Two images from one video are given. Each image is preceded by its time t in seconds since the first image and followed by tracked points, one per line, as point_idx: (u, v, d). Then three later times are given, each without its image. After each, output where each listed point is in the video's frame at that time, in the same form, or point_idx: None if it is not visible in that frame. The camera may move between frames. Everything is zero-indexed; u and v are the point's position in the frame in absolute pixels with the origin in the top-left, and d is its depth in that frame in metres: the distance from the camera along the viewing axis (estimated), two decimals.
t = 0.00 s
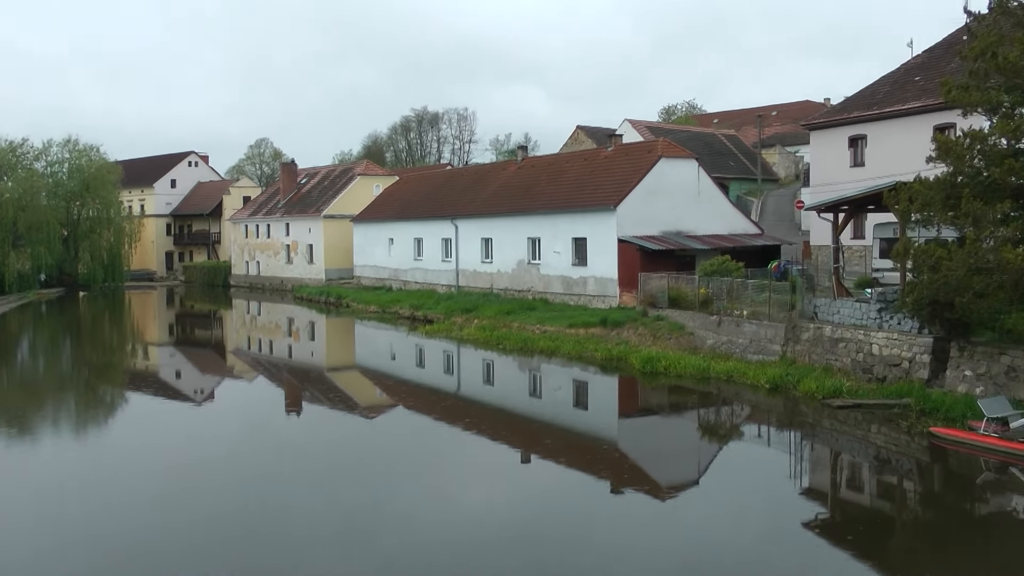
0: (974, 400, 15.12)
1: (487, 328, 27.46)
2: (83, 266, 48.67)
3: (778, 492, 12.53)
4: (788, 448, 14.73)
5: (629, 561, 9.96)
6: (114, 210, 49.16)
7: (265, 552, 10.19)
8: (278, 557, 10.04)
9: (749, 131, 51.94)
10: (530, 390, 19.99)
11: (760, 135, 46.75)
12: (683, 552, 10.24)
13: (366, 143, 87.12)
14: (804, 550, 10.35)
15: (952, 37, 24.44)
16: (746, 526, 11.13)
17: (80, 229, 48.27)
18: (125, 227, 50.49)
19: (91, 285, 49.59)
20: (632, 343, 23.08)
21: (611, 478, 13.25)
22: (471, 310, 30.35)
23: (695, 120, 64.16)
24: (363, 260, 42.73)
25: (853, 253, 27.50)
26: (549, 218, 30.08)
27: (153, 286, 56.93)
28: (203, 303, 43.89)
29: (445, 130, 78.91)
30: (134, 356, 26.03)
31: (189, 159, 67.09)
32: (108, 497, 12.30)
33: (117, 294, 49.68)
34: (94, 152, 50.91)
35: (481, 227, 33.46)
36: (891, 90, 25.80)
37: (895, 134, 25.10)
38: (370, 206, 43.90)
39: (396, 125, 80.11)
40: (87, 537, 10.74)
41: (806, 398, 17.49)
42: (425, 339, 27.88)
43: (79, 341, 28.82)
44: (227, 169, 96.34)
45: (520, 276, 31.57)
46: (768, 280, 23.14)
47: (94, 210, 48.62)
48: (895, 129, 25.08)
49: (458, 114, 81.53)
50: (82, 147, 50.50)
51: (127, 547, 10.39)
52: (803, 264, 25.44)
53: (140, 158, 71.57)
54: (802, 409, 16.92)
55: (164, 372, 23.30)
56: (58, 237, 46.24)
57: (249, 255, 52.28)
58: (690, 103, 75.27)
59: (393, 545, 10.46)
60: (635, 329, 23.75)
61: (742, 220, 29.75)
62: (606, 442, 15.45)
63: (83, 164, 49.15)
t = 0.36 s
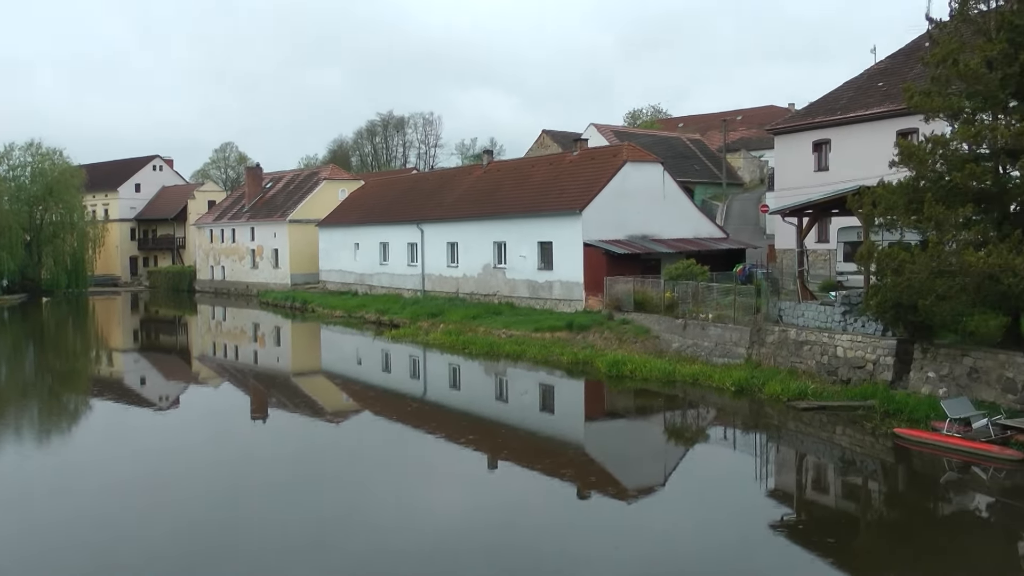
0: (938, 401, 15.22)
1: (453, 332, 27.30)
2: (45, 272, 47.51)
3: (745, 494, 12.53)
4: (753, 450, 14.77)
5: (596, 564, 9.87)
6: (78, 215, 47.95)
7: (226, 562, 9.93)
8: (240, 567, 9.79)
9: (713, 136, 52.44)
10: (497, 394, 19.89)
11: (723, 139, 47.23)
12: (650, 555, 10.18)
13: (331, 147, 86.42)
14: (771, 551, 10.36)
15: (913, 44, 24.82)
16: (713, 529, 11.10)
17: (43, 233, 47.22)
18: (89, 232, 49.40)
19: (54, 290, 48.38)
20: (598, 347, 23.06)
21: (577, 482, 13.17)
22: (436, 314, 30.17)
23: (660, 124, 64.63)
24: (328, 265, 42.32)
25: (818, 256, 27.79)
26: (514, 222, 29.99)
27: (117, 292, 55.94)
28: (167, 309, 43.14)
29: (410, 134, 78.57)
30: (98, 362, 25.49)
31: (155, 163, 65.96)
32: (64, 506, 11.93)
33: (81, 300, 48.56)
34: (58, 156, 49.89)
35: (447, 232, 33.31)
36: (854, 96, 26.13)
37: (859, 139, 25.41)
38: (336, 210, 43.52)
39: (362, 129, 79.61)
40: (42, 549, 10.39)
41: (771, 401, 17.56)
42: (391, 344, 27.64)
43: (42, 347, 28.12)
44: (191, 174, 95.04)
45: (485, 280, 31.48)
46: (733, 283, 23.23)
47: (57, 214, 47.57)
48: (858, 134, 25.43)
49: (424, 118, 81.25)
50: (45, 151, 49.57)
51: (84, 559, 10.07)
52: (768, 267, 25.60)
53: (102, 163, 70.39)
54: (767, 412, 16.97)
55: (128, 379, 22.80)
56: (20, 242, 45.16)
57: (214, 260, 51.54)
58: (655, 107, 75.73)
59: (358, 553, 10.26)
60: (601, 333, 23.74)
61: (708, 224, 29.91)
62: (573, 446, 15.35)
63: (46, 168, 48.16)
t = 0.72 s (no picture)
0: (901, 402, 15.22)
1: (418, 337, 27.08)
2: (5, 277, 46.28)
3: (711, 496, 12.54)
4: (719, 452, 14.77)
5: (564, 567, 9.81)
6: (39, 219, 46.78)
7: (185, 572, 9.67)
8: None
9: (678, 140, 52.83)
10: (463, 398, 19.74)
11: (687, 143, 47.61)
12: (617, 558, 10.10)
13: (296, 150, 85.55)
14: (737, 552, 10.35)
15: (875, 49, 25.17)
16: (682, 530, 11.10)
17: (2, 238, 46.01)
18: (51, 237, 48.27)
19: (15, 297, 47.16)
20: (563, 350, 23.00)
21: (544, 486, 13.08)
22: (402, 318, 29.93)
23: (625, 128, 64.92)
24: (293, 269, 41.82)
25: (782, 260, 28.22)
26: (479, 227, 29.86)
27: (80, 297, 54.82)
28: (130, 314, 42.30)
29: (376, 138, 78.04)
30: (60, 369, 24.84)
31: (119, 167, 64.76)
32: (18, 517, 11.55)
33: (43, 306, 47.39)
34: (18, 159, 48.71)
35: (412, 236, 33.08)
36: (817, 101, 26.47)
37: (822, 143, 25.74)
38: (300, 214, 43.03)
39: (326, 132, 78.89)
40: None
41: (736, 403, 17.58)
42: (356, 349, 27.34)
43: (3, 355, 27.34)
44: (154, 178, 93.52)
45: (451, 284, 31.30)
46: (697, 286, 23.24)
47: (18, 219, 46.37)
48: (821, 138, 25.74)
49: (389, 122, 80.75)
50: (5, 154, 48.35)
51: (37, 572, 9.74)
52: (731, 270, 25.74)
53: (62, 166, 68.90)
54: (732, 414, 16.97)
55: (91, 386, 22.24)
56: None
57: (178, 265, 50.66)
58: (619, 111, 76.16)
59: (321, 560, 10.05)
60: (566, 336, 23.67)
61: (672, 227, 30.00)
62: (539, 450, 15.25)
63: (5, 172, 47.00)
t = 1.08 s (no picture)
0: (863, 405, 15.32)
1: (382, 340, 26.85)
2: None
3: (675, 499, 12.47)
4: (682, 455, 14.73)
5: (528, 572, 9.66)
6: None
7: None
8: None
9: (642, 145, 53.14)
10: (427, 402, 19.56)
11: (651, 148, 47.97)
12: (581, 562, 9.98)
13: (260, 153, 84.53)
14: (702, 555, 10.28)
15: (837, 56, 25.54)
16: (646, 533, 11.02)
17: None
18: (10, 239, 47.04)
19: None
20: (527, 354, 22.93)
21: (509, 490, 12.97)
22: (366, 322, 29.63)
23: (590, 132, 65.16)
24: (257, 273, 41.24)
25: (745, 264, 28.53)
26: (443, 230, 29.68)
27: (41, 301, 53.49)
28: (92, 318, 41.39)
29: (340, 142, 77.41)
30: (19, 375, 24.15)
31: (80, 169, 63.31)
32: None
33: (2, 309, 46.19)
34: None
35: (376, 240, 32.82)
36: (781, 106, 26.78)
37: (785, 148, 26.03)
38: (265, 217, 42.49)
39: (291, 135, 78.03)
40: None
41: (700, 406, 17.55)
42: (320, 353, 27.01)
43: None
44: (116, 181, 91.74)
45: (415, 288, 31.08)
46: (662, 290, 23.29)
47: None
48: (785, 143, 26.03)
49: (353, 125, 80.11)
50: None
51: None
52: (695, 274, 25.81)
53: (21, 168, 67.27)
54: (696, 417, 16.94)
55: (51, 391, 21.65)
56: None
57: (141, 268, 49.65)
58: (584, 115, 76.42)
59: (279, 568, 9.79)
60: (530, 340, 23.59)
61: (636, 231, 30.07)
62: (504, 454, 15.12)
63: None
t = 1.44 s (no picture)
0: (826, 406, 15.40)
1: (346, 344, 26.54)
2: None
3: (639, 502, 12.34)
4: (646, 458, 14.60)
5: None
6: None
7: None
8: None
9: (605, 149, 53.38)
10: (391, 407, 19.33)
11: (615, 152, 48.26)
12: (544, 567, 9.80)
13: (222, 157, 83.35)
14: (667, 557, 10.16)
15: (800, 62, 25.84)
16: (611, 536, 10.86)
17: None
18: None
19: None
20: (491, 358, 22.80)
21: (473, 494, 12.81)
22: (330, 326, 29.26)
23: (553, 136, 65.28)
24: (220, 277, 40.58)
25: (709, 267, 28.79)
26: (407, 234, 29.43)
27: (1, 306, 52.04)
28: (52, 323, 40.36)
29: (303, 145, 76.62)
30: None
31: (41, 171, 61.46)
32: None
33: None
34: None
35: (340, 243, 32.46)
36: (744, 111, 27.00)
37: (748, 152, 26.26)
38: (228, 221, 41.86)
39: (253, 138, 77.01)
40: None
41: (664, 409, 17.49)
42: (283, 357, 26.61)
43: None
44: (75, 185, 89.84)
45: (379, 292, 30.78)
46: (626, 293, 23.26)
47: None
48: (748, 147, 26.26)
49: (317, 127, 79.34)
50: None
51: None
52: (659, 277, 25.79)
53: None
54: (660, 420, 16.89)
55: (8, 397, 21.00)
56: None
57: (103, 272, 48.57)
58: (547, 120, 76.56)
59: None
60: (494, 343, 23.46)
61: (601, 234, 30.06)
62: (467, 458, 14.93)
63: None
